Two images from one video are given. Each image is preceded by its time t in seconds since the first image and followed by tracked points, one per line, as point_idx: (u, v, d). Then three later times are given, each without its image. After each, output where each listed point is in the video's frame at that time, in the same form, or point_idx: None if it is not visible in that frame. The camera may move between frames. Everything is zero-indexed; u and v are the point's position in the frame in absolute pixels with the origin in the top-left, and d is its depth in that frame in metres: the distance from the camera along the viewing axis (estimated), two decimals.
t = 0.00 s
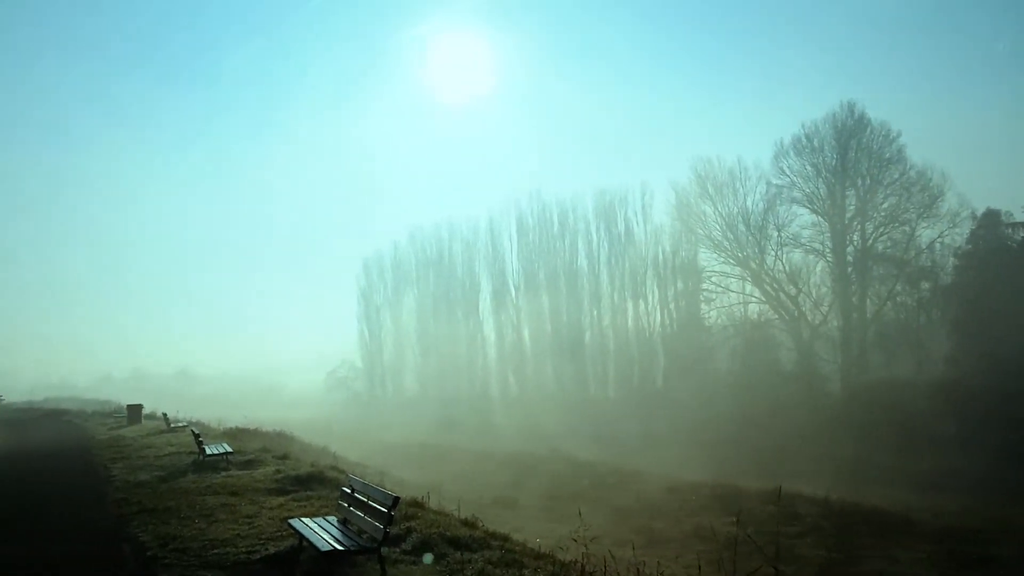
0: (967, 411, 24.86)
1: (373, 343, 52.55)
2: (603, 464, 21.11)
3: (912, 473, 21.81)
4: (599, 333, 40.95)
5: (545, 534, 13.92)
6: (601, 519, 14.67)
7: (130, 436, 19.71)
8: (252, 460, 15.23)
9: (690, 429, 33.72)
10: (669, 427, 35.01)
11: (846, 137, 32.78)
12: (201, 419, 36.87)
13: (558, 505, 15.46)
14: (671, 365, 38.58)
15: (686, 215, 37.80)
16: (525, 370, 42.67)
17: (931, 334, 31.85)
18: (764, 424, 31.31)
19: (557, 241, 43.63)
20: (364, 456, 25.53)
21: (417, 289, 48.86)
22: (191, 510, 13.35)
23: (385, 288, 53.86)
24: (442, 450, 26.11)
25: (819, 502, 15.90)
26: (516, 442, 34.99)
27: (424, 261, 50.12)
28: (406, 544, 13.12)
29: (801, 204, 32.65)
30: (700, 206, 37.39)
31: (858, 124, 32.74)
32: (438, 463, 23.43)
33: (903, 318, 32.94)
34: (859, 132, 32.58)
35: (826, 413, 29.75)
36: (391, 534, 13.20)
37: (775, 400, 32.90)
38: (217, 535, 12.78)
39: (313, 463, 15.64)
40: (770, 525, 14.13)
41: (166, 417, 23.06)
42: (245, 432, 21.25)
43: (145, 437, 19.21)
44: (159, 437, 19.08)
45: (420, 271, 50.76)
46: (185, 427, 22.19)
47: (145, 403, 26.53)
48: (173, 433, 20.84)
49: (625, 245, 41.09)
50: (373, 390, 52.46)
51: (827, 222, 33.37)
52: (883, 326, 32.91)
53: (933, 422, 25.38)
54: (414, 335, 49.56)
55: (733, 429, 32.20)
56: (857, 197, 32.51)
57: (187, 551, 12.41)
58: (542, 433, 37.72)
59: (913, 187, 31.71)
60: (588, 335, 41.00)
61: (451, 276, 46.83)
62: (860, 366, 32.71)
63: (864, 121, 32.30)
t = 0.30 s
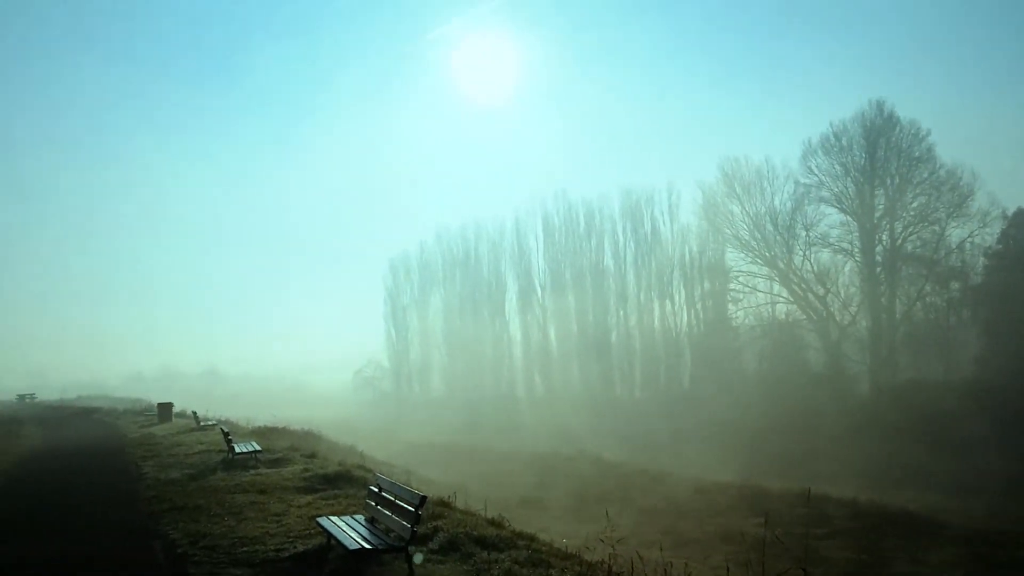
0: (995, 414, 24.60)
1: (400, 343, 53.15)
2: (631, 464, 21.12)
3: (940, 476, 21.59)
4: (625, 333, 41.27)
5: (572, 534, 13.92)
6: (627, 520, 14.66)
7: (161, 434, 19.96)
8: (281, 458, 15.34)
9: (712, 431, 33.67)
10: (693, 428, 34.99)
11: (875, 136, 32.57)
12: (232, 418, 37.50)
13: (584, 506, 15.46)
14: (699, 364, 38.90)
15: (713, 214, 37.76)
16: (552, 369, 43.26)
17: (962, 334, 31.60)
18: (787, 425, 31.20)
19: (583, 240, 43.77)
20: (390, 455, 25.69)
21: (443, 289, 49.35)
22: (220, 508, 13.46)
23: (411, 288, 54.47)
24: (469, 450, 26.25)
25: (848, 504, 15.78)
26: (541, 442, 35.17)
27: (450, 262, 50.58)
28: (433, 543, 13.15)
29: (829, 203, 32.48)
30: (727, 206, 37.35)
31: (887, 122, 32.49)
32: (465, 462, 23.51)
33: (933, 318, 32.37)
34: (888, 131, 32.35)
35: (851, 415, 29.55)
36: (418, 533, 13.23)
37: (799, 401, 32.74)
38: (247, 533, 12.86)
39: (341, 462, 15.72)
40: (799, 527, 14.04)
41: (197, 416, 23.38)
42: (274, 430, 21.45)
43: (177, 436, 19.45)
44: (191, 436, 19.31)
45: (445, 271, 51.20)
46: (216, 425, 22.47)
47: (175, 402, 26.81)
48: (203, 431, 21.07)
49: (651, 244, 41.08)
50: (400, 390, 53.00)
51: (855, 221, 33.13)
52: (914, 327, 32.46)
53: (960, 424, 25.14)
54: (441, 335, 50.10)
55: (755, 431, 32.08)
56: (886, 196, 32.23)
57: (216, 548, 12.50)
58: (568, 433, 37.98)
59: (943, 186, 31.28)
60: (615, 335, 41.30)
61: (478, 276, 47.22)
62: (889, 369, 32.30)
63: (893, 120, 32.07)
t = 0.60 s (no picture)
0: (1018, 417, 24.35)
1: (420, 343, 53.40)
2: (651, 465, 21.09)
3: (962, 478, 21.43)
4: (645, 333, 41.06)
5: (591, 534, 13.90)
6: (648, 521, 14.63)
7: (183, 433, 20.10)
8: (302, 457, 15.41)
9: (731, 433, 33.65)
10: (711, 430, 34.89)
11: (898, 135, 32.34)
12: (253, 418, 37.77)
13: (603, 506, 15.44)
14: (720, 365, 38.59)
15: (733, 214, 37.62)
16: (572, 369, 43.33)
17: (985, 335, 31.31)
18: (806, 427, 31.05)
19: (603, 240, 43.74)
20: (409, 454, 25.75)
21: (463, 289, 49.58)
22: (242, 507, 13.54)
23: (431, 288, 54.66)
24: (489, 450, 26.29)
25: (869, 506, 15.67)
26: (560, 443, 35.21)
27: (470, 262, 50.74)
28: (453, 542, 13.18)
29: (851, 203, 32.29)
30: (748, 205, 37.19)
31: (910, 121, 32.25)
32: (484, 462, 23.55)
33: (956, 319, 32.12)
34: (910, 130, 32.11)
35: (870, 417, 29.35)
36: (438, 532, 13.26)
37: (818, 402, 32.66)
38: (268, 531, 12.93)
39: (361, 461, 15.77)
40: (820, 528, 13.96)
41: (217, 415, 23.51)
42: (293, 429, 21.54)
43: (199, 435, 19.58)
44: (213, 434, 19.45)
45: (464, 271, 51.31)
46: (235, 424, 22.58)
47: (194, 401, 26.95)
48: (225, 430, 21.20)
49: (671, 244, 40.99)
50: (420, 390, 53.15)
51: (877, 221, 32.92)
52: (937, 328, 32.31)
53: (982, 427, 24.95)
54: (461, 335, 50.31)
55: (773, 433, 31.93)
56: (908, 196, 31.96)
57: (238, 546, 12.58)
58: (588, 434, 38.05)
59: (966, 185, 30.91)
60: (635, 334, 41.25)
61: (498, 276, 47.39)
62: (911, 368, 32.39)
63: (915, 119, 31.82)
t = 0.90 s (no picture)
0: None
1: (441, 343, 53.83)
2: (673, 466, 21.07)
3: (985, 481, 21.24)
4: (667, 333, 41.24)
5: (613, 535, 13.89)
6: (669, 522, 14.60)
7: (208, 432, 20.30)
8: (324, 456, 15.49)
9: (750, 435, 33.59)
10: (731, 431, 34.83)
11: (923, 135, 32.12)
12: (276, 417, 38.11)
13: (625, 507, 15.41)
14: (741, 366, 38.77)
15: (756, 214, 37.49)
16: (593, 369, 43.47)
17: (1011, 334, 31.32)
18: (825, 429, 30.94)
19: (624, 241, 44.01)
20: (430, 455, 25.84)
21: (485, 289, 50.06)
22: (265, 505, 13.61)
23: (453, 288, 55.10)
24: (511, 450, 26.38)
25: (892, 508, 15.56)
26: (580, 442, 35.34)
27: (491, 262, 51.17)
28: (475, 542, 13.19)
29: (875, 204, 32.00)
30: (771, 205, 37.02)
31: (935, 121, 32.03)
32: (507, 462, 23.65)
33: (981, 322, 31.88)
34: (936, 130, 31.89)
35: (890, 419, 29.18)
36: (460, 532, 13.28)
37: (837, 403, 32.89)
38: (291, 529, 12.99)
39: (383, 460, 15.83)
40: (843, 531, 13.88)
41: (241, 413, 23.67)
42: (315, 428, 21.66)
43: (223, 433, 19.72)
44: (238, 433, 19.60)
45: (486, 271, 51.68)
46: (259, 423, 22.73)
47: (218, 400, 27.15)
48: (248, 428, 21.33)
49: (692, 244, 41.01)
50: (441, 390, 53.44)
51: (902, 222, 32.63)
52: (963, 329, 32.26)
53: (1004, 431, 24.72)
54: (482, 335, 50.70)
55: (792, 435, 31.81)
56: (934, 196, 31.68)
57: (262, 544, 12.64)
58: (608, 434, 38.13)
59: (992, 186, 30.73)
60: (656, 335, 41.35)
61: (519, 276, 47.78)
62: (936, 369, 32.17)
63: (941, 119, 31.59)
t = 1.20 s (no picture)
0: None
1: (459, 341, 54.66)
2: (691, 466, 21.13)
3: (1004, 483, 21.13)
4: (684, 333, 42.06)
5: (632, 535, 13.88)
6: (689, 522, 14.60)
7: (229, 429, 20.48)
8: (343, 454, 15.57)
9: (765, 437, 33.66)
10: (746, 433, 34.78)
11: (942, 135, 32.05)
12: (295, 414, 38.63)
13: (645, 507, 15.44)
14: (759, 365, 39.09)
15: (775, 214, 37.62)
16: (611, 368, 44.33)
17: None
18: (839, 431, 30.88)
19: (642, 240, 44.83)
20: (447, 453, 26.03)
21: (504, 288, 51.17)
22: (285, 503, 13.66)
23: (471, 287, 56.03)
24: (530, 449, 26.56)
25: (913, 510, 15.49)
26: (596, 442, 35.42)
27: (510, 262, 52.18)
28: (493, 541, 13.20)
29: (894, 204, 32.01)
30: (790, 205, 37.14)
31: (955, 120, 31.93)
32: (525, 460, 23.73)
33: (1004, 322, 31.35)
34: (956, 129, 31.79)
35: (906, 421, 29.12)
36: (479, 531, 13.28)
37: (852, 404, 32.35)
38: (310, 527, 13.02)
39: (402, 459, 15.89)
40: (864, 533, 13.81)
41: (261, 411, 23.89)
42: (335, 426, 21.81)
43: (242, 431, 19.87)
44: (256, 431, 19.75)
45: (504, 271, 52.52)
46: (278, 420, 22.86)
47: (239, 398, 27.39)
48: (267, 426, 21.50)
49: (711, 244, 41.31)
50: (459, 388, 54.31)
51: (922, 222, 32.65)
52: (984, 329, 31.93)
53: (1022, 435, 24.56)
54: (500, 333, 51.58)
55: (807, 438, 31.72)
56: (954, 196, 31.63)
57: (282, 541, 12.67)
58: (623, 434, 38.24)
59: (1013, 185, 30.33)
60: (674, 334, 42.29)
61: (537, 276, 48.62)
62: (956, 370, 31.94)
63: (961, 118, 31.50)
